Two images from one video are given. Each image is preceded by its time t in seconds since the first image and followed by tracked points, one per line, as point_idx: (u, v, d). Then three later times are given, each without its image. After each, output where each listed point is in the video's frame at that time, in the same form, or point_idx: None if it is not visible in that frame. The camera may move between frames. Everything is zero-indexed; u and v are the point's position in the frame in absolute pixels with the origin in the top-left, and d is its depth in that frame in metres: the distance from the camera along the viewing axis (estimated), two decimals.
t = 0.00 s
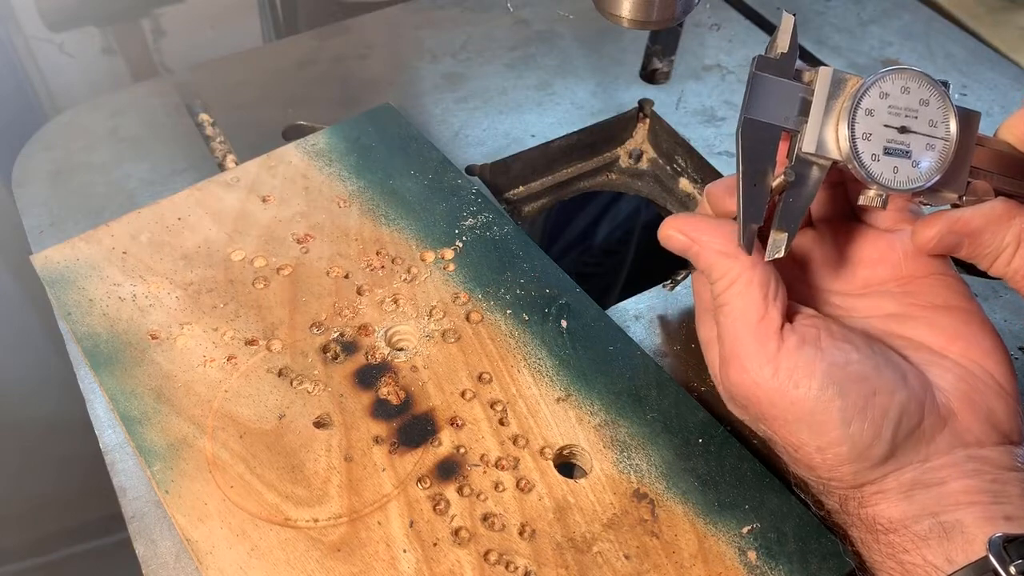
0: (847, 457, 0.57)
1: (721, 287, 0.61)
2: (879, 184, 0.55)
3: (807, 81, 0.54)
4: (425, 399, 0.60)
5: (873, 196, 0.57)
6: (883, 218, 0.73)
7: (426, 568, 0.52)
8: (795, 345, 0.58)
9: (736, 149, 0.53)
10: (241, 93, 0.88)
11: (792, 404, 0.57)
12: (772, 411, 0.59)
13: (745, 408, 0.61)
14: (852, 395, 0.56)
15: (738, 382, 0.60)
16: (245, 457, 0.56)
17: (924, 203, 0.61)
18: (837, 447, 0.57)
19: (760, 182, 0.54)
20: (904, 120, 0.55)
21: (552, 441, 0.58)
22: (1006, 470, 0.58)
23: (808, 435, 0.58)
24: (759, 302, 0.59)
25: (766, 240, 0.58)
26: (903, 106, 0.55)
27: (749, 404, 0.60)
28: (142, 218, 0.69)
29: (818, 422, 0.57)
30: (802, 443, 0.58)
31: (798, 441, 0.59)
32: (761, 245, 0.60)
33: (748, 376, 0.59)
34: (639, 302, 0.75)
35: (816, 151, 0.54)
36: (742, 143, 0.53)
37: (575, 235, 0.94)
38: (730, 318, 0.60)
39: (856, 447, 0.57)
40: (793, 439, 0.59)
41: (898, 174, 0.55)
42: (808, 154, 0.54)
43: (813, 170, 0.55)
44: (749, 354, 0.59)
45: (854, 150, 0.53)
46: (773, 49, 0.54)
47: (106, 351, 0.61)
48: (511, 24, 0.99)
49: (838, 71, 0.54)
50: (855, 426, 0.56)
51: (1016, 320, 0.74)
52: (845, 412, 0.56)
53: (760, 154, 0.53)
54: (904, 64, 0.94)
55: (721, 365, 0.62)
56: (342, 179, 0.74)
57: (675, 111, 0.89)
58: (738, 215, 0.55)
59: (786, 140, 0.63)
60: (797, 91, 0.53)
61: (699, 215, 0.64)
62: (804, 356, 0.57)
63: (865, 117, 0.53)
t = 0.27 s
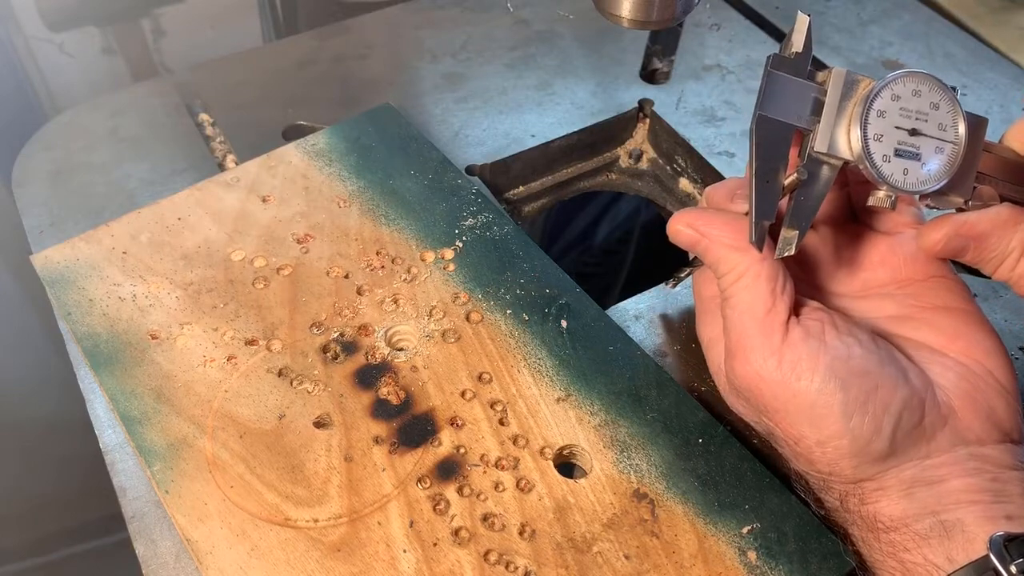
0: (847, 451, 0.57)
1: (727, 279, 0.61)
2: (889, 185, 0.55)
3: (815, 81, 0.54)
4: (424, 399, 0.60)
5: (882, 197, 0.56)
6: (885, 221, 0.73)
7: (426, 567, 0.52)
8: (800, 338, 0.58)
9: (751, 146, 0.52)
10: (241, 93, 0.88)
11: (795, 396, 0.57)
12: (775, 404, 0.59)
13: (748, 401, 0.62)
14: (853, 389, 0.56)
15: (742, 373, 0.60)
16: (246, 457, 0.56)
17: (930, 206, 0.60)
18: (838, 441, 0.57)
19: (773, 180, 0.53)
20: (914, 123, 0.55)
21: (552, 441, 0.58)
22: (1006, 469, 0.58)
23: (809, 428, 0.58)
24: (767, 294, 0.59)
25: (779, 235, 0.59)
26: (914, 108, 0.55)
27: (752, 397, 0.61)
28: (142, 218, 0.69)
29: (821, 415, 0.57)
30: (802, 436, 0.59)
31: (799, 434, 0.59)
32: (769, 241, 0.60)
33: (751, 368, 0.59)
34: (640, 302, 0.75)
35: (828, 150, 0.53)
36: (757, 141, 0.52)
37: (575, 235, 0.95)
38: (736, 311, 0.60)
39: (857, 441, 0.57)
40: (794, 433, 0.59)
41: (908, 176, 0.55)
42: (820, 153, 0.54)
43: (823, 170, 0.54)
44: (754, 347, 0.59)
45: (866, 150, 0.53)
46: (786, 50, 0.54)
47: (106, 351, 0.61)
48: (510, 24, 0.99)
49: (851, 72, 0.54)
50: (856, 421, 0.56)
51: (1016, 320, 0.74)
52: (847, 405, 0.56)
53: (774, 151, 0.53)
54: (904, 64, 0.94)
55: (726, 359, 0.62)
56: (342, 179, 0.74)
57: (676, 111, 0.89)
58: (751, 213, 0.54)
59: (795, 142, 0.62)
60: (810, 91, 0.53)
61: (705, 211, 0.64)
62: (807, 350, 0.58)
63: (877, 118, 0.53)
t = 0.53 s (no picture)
0: (848, 450, 0.57)
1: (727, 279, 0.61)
2: (888, 186, 0.55)
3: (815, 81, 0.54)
4: (425, 399, 0.60)
5: (881, 198, 0.56)
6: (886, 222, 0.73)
7: (426, 567, 0.52)
8: (803, 337, 0.58)
9: (750, 145, 0.52)
10: (241, 93, 0.88)
11: (798, 395, 0.57)
12: (778, 401, 0.59)
13: (750, 399, 0.62)
14: (856, 388, 0.56)
15: (744, 372, 0.60)
16: (246, 457, 0.56)
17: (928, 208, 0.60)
18: (841, 439, 0.57)
19: (772, 180, 0.53)
20: (913, 124, 0.55)
21: (553, 441, 0.58)
22: (1007, 468, 0.58)
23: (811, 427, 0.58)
24: (767, 293, 0.59)
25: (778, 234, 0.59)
26: (913, 110, 0.55)
27: (754, 394, 0.61)
28: (142, 218, 0.69)
29: (824, 413, 0.57)
30: (804, 434, 0.59)
31: (801, 432, 0.59)
32: (769, 241, 0.60)
33: (754, 366, 0.59)
34: (639, 302, 0.75)
35: (827, 151, 0.53)
36: (756, 141, 0.52)
37: (575, 235, 0.95)
38: (737, 310, 0.60)
39: (859, 441, 0.57)
40: (796, 430, 0.59)
41: (907, 177, 0.55)
42: (820, 154, 0.54)
43: (823, 170, 0.54)
44: (757, 345, 0.59)
45: (865, 151, 0.53)
46: (787, 50, 0.54)
47: (106, 351, 0.61)
48: (510, 24, 0.99)
49: (850, 73, 0.54)
50: (858, 420, 0.56)
51: (1016, 320, 0.74)
52: (850, 403, 0.56)
53: (773, 150, 0.53)
54: (904, 64, 0.94)
55: (728, 357, 0.62)
56: (342, 179, 0.74)
57: (676, 111, 0.89)
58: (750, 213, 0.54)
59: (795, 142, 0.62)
60: (810, 91, 0.53)
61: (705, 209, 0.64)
62: (811, 349, 0.58)
63: (876, 119, 0.53)
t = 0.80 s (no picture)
0: (848, 450, 0.57)
1: (727, 279, 0.61)
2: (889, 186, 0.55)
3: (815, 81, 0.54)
4: (424, 399, 0.60)
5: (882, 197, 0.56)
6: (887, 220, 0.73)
7: (426, 567, 0.52)
8: (801, 336, 0.58)
9: (751, 145, 0.52)
10: (241, 93, 0.88)
11: (797, 394, 0.58)
12: (777, 400, 0.59)
13: (750, 399, 0.62)
14: (855, 387, 0.56)
15: (744, 372, 0.60)
16: (245, 457, 0.56)
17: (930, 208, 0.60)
18: (840, 439, 0.57)
19: (773, 180, 0.53)
20: (914, 123, 0.55)
21: (552, 441, 0.58)
22: (1007, 468, 0.58)
23: (810, 427, 0.58)
24: (767, 293, 0.59)
25: (777, 236, 0.59)
26: (914, 109, 0.55)
27: (754, 394, 0.61)
28: (142, 218, 0.69)
29: (823, 412, 0.57)
30: (803, 434, 0.59)
31: (801, 432, 0.59)
32: (769, 241, 0.60)
33: (753, 365, 0.59)
34: (639, 302, 0.75)
35: (827, 151, 0.53)
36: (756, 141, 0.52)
37: (575, 235, 0.95)
38: (737, 310, 0.60)
39: (858, 440, 0.57)
40: (795, 430, 0.59)
41: (908, 177, 0.55)
42: (820, 154, 0.54)
43: (823, 170, 0.54)
44: (756, 345, 0.59)
45: (866, 151, 0.53)
46: (788, 49, 0.54)
47: (106, 351, 0.61)
48: (510, 24, 0.99)
49: (851, 73, 0.54)
50: (857, 419, 0.56)
51: (1016, 320, 0.74)
52: (848, 402, 0.56)
53: (773, 151, 0.53)
54: (904, 64, 0.94)
55: (728, 357, 0.62)
56: (342, 179, 0.74)
57: (676, 111, 0.89)
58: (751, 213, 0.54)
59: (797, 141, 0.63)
60: (811, 91, 0.53)
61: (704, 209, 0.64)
62: (810, 348, 0.58)
63: (877, 118, 0.53)
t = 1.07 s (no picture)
0: (847, 450, 0.57)
1: (725, 280, 0.61)
2: (886, 188, 0.55)
3: (814, 82, 0.54)
4: (424, 399, 0.60)
5: (879, 200, 0.56)
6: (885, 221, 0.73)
7: (425, 567, 0.52)
8: (799, 337, 0.58)
9: (749, 147, 0.52)
10: (242, 93, 0.88)
11: (796, 394, 0.58)
12: (776, 401, 0.59)
13: (749, 400, 0.62)
14: (853, 387, 0.56)
15: (743, 372, 0.60)
16: (245, 457, 0.56)
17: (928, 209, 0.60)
18: (839, 439, 0.57)
19: (771, 182, 0.53)
20: (913, 126, 0.55)
21: (552, 441, 0.58)
22: (1006, 468, 0.58)
23: (810, 427, 0.58)
24: (765, 294, 0.59)
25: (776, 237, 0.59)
26: (912, 111, 0.55)
27: (752, 395, 0.61)
28: (142, 218, 0.69)
29: (822, 412, 0.57)
30: (802, 434, 0.59)
31: (800, 432, 0.59)
32: (768, 241, 0.60)
33: (752, 365, 0.59)
34: (639, 302, 0.75)
35: (825, 152, 0.53)
36: (755, 142, 0.52)
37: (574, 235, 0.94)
38: (736, 311, 0.60)
39: (857, 440, 0.57)
40: (795, 430, 0.59)
41: (905, 179, 0.55)
42: (818, 156, 0.54)
43: (821, 173, 0.54)
44: (755, 346, 0.59)
45: (863, 153, 0.53)
46: (785, 51, 0.54)
47: (106, 351, 0.61)
48: (510, 24, 0.99)
49: (849, 75, 0.54)
50: (856, 420, 0.56)
51: (1016, 321, 0.74)
52: (847, 402, 0.56)
53: (771, 153, 0.53)
54: (904, 64, 0.94)
55: (727, 358, 0.62)
56: (342, 178, 0.74)
57: (676, 111, 0.89)
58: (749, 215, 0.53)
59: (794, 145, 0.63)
60: (809, 93, 0.53)
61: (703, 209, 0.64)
62: (809, 348, 0.58)
63: (874, 121, 0.53)
